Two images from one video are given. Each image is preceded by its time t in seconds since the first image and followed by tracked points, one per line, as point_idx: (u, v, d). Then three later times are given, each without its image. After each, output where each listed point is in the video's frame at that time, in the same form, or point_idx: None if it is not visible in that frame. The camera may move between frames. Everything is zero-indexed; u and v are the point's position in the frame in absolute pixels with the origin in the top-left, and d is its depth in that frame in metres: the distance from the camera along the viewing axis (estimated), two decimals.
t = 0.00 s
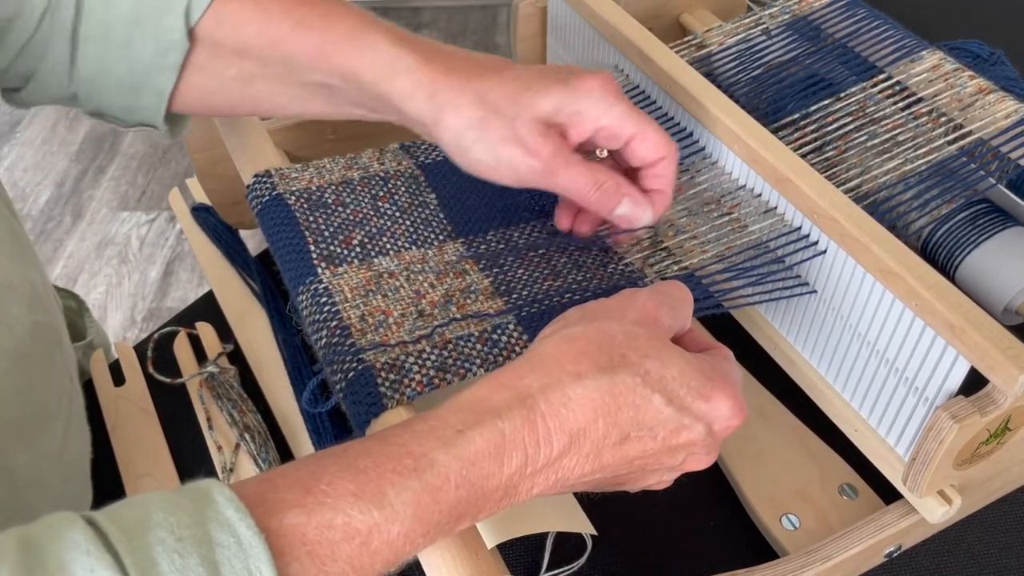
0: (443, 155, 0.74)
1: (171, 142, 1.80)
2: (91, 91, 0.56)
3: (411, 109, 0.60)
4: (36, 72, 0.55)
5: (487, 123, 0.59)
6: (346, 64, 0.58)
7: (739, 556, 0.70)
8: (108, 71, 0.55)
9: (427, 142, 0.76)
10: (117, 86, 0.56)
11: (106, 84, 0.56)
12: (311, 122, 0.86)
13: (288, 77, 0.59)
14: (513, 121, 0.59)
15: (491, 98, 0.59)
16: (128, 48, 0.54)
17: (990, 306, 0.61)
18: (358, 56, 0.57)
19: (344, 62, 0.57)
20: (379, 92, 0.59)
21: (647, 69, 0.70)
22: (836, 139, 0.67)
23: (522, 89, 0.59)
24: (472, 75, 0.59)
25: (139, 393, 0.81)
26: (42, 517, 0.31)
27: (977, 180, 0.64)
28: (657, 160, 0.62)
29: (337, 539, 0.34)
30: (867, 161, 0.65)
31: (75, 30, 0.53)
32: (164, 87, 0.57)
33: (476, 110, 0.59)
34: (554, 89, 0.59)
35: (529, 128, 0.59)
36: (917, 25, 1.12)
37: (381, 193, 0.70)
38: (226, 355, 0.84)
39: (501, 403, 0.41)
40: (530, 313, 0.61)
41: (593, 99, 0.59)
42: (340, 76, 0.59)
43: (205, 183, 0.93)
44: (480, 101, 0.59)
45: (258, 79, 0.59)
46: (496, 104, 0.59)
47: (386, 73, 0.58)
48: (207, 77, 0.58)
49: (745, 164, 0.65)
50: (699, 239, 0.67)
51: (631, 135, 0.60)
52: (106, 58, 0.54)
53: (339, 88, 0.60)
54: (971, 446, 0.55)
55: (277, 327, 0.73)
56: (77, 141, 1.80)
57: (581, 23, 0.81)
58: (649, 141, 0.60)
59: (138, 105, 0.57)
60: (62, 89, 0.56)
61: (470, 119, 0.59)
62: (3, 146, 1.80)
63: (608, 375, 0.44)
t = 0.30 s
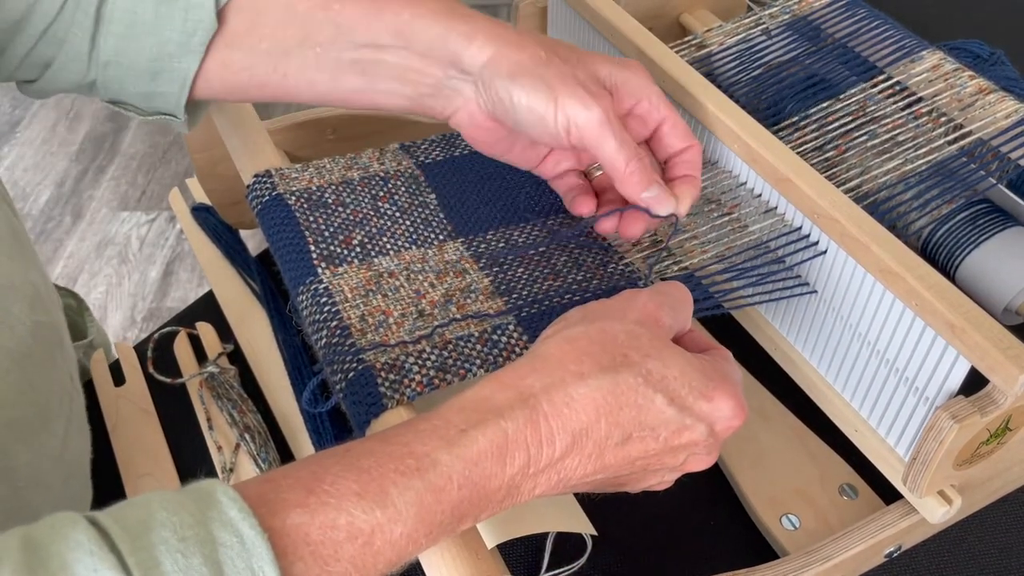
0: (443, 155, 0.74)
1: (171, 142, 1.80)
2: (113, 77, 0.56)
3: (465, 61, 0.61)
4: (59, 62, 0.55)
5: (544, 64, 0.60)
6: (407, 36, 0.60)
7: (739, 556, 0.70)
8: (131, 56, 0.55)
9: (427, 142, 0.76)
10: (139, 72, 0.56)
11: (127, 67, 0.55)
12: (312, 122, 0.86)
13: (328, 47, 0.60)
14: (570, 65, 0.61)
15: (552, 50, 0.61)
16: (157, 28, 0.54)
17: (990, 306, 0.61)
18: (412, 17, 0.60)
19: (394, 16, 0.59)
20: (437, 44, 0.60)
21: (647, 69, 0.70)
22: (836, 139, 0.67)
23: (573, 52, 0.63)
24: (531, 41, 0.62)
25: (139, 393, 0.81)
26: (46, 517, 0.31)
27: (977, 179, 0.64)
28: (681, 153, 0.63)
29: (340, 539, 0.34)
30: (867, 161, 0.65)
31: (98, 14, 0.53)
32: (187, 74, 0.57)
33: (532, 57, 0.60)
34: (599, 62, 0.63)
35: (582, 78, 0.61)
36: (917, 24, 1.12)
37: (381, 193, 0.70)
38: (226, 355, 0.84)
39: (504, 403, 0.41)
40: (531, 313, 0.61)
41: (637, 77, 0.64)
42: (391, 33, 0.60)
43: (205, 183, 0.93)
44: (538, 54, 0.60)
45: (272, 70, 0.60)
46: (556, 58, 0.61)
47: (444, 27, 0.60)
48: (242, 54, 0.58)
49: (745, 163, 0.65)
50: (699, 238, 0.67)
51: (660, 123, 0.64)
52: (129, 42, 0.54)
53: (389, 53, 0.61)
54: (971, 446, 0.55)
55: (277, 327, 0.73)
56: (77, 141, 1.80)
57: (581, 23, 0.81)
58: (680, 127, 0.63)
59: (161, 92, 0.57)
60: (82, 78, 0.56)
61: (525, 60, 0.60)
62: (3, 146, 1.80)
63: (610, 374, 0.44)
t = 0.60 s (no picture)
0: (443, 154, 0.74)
1: (171, 142, 1.80)
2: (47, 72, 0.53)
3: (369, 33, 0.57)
4: None
5: (444, 37, 0.55)
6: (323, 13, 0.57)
7: (739, 555, 0.70)
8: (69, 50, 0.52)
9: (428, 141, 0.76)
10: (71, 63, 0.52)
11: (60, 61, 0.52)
12: (312, 122, 0.86)
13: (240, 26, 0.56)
14: (471, 41, 0.56)
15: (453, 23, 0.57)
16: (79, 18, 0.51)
17: (990, 305, 0.62)
18: None
19: None
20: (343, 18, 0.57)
21: (648, 69, 0.70)
22: (836, 138, 0.67)
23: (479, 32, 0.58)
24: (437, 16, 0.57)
25: (140, 392, 0.81)
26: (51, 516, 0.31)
27: (977, 179, 0.63)
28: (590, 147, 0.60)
29: (344, 536, 0.34)
30: (867, 160, 0.65)
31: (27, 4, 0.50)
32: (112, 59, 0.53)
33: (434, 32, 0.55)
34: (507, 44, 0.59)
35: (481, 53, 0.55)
36: (917, 24, 1.12)
37: (382, 192, 0.70)
38: (227, 354, 0.84)
39: (507, 400, 0.41)
40: (532, 312, 0.61)
41: (547, 62, 0.60)
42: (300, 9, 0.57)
43: (206, 183, 0.93)
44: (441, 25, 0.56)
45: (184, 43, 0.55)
46: (455, 33, 0.56)
47: None
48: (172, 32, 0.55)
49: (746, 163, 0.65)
50: (699, 237, 0.67)
51: (570, 111, 0.60)
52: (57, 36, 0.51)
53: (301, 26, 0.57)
54: (972, 445, 0.55)
55: (278, 326, 0.73)
56: (77, 141, 1.81)
57: (581, 23, 0.81)
58: (589, 119, 0.60)
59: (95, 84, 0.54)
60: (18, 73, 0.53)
61: (425, 36, 0.55)
62: (3, 146, 1.80)
63: (613, 372, 0.44)
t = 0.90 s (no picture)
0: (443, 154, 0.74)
1: (171, 142, 1.80)
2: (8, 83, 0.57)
3: (286, 51, 0.58)
4: None
5: (361, 59, 0.56)
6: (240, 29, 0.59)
7: (739, 556, 0.70)
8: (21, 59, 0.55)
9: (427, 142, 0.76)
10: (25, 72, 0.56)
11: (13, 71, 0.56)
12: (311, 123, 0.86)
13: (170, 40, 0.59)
14: (387, 61, 0.58)
15: (370, 40, 0.58)
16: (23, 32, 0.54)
17: (989, 305, 0.62)
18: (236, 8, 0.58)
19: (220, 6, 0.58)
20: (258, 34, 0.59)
21: (648, 69, 0.70)
22: (836, 138, 0.67)
23: (399, 54, 0.59)
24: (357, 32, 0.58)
25: (140, 393, 0.81)
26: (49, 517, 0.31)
27: (977, 179, 0.63)
28: (507, 176, 0.64)
29: (343, 537, 0.34)
30: (867, 160, 0.65)
31: None
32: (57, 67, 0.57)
33: (351, 52, 0.56)
34: (429, 69, 0.61)
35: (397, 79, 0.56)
36: (918, 24, 1.12)
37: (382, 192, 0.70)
38: (226, 355, 0.84)
39: (506, 402, 0.41)
40: (531, 313, 0.61)
41: (471, 85, 0.62)
42: (219, 25, 0.59)
43: (205, 184, 0.93)
44: (354, 44, 0.57)
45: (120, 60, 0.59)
46: (372, 54, 0.57)
47: (263, 14, 0.58)
48: (111, 45, 0.58)
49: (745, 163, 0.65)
50: (698, 238, 0.67)
51: (490, 138, 0.63)
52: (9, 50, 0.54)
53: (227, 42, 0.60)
54: (972, 446, 0.55)
55: (278, 326, 0.73)
56: (77, 141, 1.80)
57: (581, 23, 0.81)
58: (508, 149, 0.63)
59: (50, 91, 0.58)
60: None
61: (342, 57, 0.56)
62: (3, 146, 1.80)
63: (612, 374, 0.44)
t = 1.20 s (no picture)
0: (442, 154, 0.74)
1: (171, 142, 1.80)
2: (39, 95, 0.54)
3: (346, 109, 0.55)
4: None
5: (423, 116, 0.53)
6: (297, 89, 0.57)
7: (739, 556, 0.70)
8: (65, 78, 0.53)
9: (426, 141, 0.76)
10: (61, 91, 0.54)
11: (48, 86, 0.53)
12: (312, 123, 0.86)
13: (226, 79, 0.56)
14: (449, 119, 0.54)
15: (428, 95, 0.54)
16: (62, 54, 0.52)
17: (990, 306, 0.62)
18: (288, 60, 0.54)
19: (277, 57, 0.54)
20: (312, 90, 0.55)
21: (648, 69, 0.70)
22: (835, 138, 0.67)
23: (462, 95, 0.56)
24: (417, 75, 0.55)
25: (140, 393, 0.81)
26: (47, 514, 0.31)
27: (977, 179, 0.63)
28: (595, 176, 0.59)
29: (338, 533, 0.34)
30: (866, 160, 0.65)
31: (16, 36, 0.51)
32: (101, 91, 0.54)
33: (413, 103, 0.53)
34: (493, 102, 0.57)
35: (461, 132, 0.54)
36: (918, 24, 1.12)
37: (381, 192, 0.70)
38: (226, 355, 0.84)
39: (501, 400, 0.41)
40: (530, 312, 0.61)
41: (535, 108, 0.58)
42: (274, 75, 0.55)
43: (205, 183, 0.93)
44: (415, 96, 0.54)
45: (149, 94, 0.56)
46: (434, 103, 0.54)
47: (316, 69, 0.54)
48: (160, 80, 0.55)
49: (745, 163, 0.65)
50: (697, 237, 0.67)
51: (569, 149, 0.58)
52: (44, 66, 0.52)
53: (279, 92, 0.57)
54: (971, 446, 0.55)
55: (278, 326, 0.73)
56: (77, 141, 1.80)
57: (581, 23, 0.81)
58: (590, 153, 0.57)
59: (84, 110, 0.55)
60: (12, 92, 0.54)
61: (405, 114, 0.53)
62: (3, 146, 1.80)
63: (611, 378, 0.44)
